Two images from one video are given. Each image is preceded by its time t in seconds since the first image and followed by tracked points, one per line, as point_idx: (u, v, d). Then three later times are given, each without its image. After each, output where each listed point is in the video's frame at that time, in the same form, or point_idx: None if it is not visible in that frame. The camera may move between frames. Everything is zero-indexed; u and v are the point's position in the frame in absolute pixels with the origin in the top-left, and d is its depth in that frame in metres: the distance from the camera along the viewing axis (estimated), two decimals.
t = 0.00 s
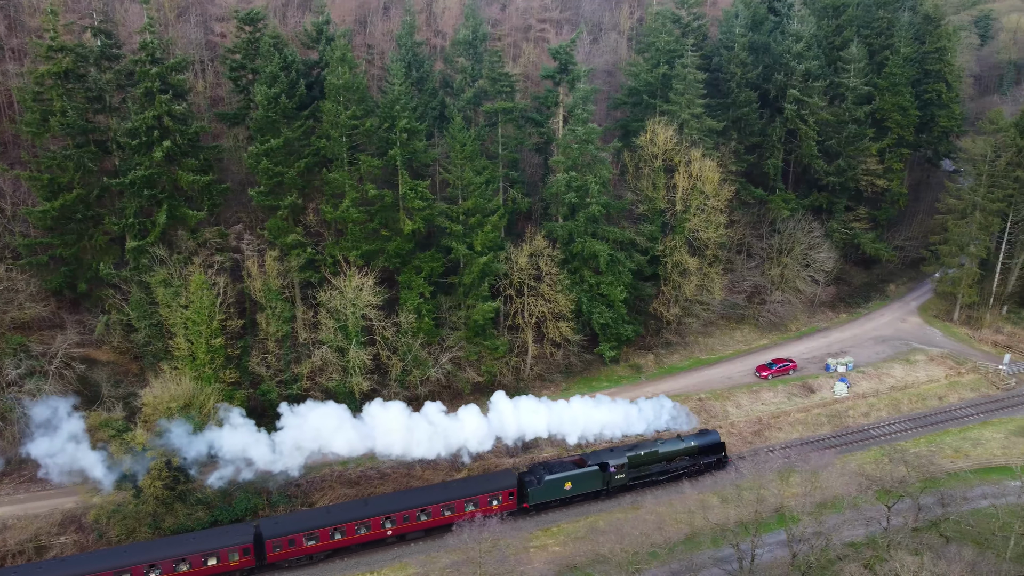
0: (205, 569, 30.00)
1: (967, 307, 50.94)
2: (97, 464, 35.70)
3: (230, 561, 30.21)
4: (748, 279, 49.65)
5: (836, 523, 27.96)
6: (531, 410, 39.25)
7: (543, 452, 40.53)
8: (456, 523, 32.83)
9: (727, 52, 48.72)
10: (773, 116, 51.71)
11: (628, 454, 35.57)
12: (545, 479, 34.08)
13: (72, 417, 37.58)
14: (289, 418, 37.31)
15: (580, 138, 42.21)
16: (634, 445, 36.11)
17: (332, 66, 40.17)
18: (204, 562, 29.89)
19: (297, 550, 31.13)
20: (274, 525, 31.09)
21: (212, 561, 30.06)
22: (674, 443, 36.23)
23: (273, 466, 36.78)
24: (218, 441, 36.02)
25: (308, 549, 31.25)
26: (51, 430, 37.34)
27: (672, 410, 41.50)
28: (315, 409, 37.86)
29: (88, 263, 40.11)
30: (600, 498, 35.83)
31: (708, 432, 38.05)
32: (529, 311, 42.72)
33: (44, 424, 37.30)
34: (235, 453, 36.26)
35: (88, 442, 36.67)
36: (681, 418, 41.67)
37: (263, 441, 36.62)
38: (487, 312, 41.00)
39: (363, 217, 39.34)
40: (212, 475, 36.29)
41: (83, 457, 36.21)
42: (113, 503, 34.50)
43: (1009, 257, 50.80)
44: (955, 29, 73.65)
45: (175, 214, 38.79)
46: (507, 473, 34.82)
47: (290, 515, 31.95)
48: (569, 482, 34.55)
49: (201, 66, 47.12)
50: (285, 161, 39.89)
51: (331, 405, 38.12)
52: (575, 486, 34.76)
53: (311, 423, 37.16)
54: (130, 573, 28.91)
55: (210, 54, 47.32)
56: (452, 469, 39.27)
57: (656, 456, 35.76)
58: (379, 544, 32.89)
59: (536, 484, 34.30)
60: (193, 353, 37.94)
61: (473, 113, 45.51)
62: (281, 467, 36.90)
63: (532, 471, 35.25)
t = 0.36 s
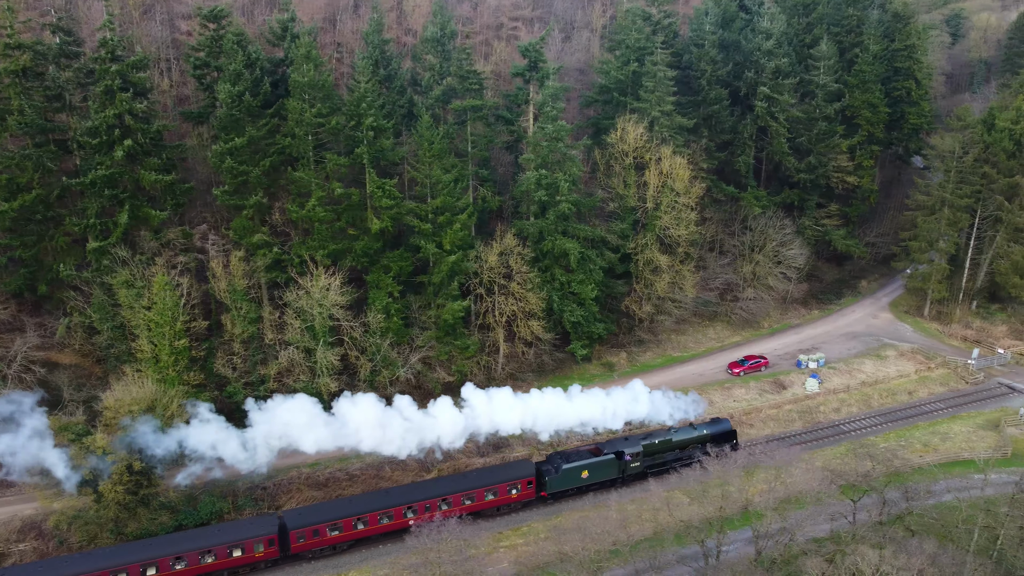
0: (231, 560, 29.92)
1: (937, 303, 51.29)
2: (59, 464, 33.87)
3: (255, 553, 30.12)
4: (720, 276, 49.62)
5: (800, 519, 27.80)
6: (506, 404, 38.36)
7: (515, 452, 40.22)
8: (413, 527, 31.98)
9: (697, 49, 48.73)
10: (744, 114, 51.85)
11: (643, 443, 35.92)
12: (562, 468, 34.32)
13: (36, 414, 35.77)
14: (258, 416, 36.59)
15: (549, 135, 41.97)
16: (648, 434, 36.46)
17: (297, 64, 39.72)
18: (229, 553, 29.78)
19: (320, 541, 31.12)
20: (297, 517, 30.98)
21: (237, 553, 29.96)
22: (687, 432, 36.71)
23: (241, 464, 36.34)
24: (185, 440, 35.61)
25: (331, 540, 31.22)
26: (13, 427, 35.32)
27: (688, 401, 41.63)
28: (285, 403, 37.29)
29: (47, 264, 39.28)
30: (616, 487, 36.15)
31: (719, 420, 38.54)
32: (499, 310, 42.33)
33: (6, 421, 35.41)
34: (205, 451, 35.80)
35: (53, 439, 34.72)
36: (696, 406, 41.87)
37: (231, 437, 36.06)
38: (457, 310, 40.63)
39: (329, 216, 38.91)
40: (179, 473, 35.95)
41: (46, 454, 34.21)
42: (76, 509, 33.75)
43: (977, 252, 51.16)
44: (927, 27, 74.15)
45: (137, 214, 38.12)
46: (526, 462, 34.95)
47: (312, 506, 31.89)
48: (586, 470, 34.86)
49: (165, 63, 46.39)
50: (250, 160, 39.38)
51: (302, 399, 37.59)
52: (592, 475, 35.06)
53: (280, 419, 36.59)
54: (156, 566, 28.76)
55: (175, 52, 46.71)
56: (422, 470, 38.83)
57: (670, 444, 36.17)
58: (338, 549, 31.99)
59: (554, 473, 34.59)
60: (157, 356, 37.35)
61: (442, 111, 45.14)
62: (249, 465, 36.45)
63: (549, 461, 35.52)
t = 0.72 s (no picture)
0: (254, 550, 29.61)
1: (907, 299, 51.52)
2: (18, 463, 33.51)
3: (279, 542, 29.73)
4: (692, 274, 49.60)
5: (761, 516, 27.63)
6: (476, 394, 39.00)
7: (484, 451, 39.84)
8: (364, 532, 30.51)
9: (667, 47, 48.83)
10: (714, 111, 52.07)
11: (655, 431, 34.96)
12: (577, 456, 33.41)
13: None
14: (226, 413, 36.89)
15: (517, 133, 41.76)
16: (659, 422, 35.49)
17: (261, 62, 39.33)
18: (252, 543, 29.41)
19: (343, 530, 30.64)
20: (319, 506, 30.46)
21: (261, 543, 29.61)
22: (698, 420, 35.80)
23: (208, 459, 37.12)
24: (154, 438, 35.88)
25: (353, 529, 30.70)
26: None
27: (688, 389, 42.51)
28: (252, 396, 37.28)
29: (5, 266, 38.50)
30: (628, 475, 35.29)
31: (727, 408, 37.69)
32: (469, 309, 41.99)
33: None
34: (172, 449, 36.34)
35: (11, 434, 34.26)
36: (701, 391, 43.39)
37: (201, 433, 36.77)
38: (426, 309, 40.29)
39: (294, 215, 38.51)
40: (145, 469, 36.65)
41: (4, 452, 33.80)
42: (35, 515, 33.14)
43: (946, 248, 51.48)
44: (899, 26, 74.78)
45: (99, 214, 37.55)
46: (543, 450, 34.20)
47: (334, 495, 31.38)
48: (599, 459, 33.92)
49: (131, 62, 45.88)
50: (214, 158, 38.93)
51: (269, 391, 37.41)
52: (605, 463, 34.13)
53: (248, 415, 36.83)
54: (180, 557, 28.49)
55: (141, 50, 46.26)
56: (391, 471, 38.35)
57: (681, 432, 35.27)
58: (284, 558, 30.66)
59: (567, 461, 33.65)
60: (119, 358, 36.80)
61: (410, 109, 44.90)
62: (216, 457, 37.16)
63: (561, 449, 34.56)
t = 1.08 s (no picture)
0: (274, 541, 29.57)
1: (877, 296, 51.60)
2: None
3: (298, 532, 29.78)
4: (662, 272, 49.48)
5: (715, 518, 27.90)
6: (447, 389, 39.14)
7: (451, 452, 39.25)
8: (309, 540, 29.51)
9: (636, 45, 48.78)
10: (683, 109, 52.31)
11: (663, 420, 35.14)
12: (588, 446, 33.51)
13: None
14: (190, 408, 36.86)
15: (483, 131, 41.38)
16: (668, 411, 35.72)
17: (221, 61, 38.84)
18: (271, 534, 29.47)
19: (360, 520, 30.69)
20: (338, 496, 30.41)
21: (280, 533, 29.62)
22: (705, 409, 36.10)
23: (171, 456, 37.07)
24: (118, 435, 35.91)
25: (370, 519, 30.77)
26: None
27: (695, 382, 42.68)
28: (216, 392, 37.06)
29: None
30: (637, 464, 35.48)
31: (733, 397, 38.07)
32: (435, 309, 41.58)
33: None
34: (135, 446, 36.29)
35: None
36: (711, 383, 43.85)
37: (167, 429, 36.89)
38: (391, 308, 39.89)
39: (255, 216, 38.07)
40: (108, 469, 36.18)
41: None
42: None
43: (916, 245, 51.64)
44: (872, 24, 75.07)
45: (56, 214, 36.90)
46: (551, 441, 34.31)
47: (350, 485, 31.39)
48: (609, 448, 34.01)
49: (93, 61, 45.32)
50: (174, 158, 38.44)
51: (233, 386, 37.11)
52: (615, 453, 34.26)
53: (213, 411, 36.87)
54: (202, 548, 28.46)
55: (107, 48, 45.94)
56: (355, 473, 37.59)
57: (687, 421, 35.51)
58: (224, 567, 29.61)
59: (578, 451, 33.73)
60: (77, 361, 36.03)
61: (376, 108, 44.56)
62: (181, 457, 37.22)
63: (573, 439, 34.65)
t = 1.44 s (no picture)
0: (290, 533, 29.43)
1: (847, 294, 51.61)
2: None
3: (315, 524, 29.71)
4: (631, 272, 49.19)
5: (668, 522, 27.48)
6: (413, 384, 38.64)
7: (415, 455, 38.39)
8: (249, 551, 28.58)
9: (603, 44, 48.57)
10: (652, 108, 52.28)
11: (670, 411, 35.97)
12: (598, 437, 34.02)
13: None
14: (149, 406, 36.38)
15: (446, 131, 40.93)
16: (674, 402, 36.59)
17: (177, 60, 38.23)
18: (288, 526, 29.39)
19: (374, 511, 30.80)
20: (352, 488, 30.49)
21: (298, 525, 29.50)
22: (710, 399, 37.18)
23: (130, 456, 36.50)
24: (74, 435, 35.43)
25: (384, 511, 30.92)
26: None
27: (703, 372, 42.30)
28: (173, 391, 36.27)
29: None
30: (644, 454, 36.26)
31: (736, 388, 39.19)
32: (400, 311, 40.97)
33: None
34: (93, 444, 35.88)
35: None
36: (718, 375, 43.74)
37: (127, 429, 36.44)
38: (355, 310, 39.21)
39: (212, 217, 37.56)
40: (65, 470, 35.58)
41: None
42: None
43: (885, 243, 51.71)
44: (844, 24, 75.41)
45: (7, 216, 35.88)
46: (559, 432, 34.68)
47: (362, 478, 31.50)
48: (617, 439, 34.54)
49: (50, 60, 44.48)
50: (131, 158, 37.75)
51: (190, 383, 36.25)
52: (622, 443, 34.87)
53: (171, 410, 36.21)
54: (220, 540, 28.35)
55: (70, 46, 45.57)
56: (317, 478, 36.53)
57: (694, 411, 36.49)
58: None
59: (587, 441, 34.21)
60: (30, 366, 34.73)
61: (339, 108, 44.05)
62: (141, 459, 36.69)
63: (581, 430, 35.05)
